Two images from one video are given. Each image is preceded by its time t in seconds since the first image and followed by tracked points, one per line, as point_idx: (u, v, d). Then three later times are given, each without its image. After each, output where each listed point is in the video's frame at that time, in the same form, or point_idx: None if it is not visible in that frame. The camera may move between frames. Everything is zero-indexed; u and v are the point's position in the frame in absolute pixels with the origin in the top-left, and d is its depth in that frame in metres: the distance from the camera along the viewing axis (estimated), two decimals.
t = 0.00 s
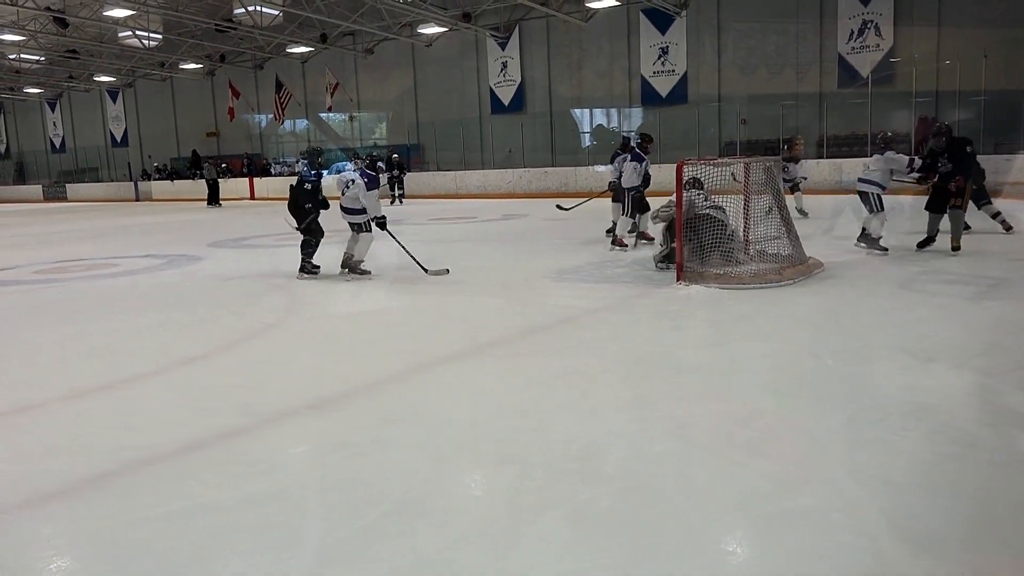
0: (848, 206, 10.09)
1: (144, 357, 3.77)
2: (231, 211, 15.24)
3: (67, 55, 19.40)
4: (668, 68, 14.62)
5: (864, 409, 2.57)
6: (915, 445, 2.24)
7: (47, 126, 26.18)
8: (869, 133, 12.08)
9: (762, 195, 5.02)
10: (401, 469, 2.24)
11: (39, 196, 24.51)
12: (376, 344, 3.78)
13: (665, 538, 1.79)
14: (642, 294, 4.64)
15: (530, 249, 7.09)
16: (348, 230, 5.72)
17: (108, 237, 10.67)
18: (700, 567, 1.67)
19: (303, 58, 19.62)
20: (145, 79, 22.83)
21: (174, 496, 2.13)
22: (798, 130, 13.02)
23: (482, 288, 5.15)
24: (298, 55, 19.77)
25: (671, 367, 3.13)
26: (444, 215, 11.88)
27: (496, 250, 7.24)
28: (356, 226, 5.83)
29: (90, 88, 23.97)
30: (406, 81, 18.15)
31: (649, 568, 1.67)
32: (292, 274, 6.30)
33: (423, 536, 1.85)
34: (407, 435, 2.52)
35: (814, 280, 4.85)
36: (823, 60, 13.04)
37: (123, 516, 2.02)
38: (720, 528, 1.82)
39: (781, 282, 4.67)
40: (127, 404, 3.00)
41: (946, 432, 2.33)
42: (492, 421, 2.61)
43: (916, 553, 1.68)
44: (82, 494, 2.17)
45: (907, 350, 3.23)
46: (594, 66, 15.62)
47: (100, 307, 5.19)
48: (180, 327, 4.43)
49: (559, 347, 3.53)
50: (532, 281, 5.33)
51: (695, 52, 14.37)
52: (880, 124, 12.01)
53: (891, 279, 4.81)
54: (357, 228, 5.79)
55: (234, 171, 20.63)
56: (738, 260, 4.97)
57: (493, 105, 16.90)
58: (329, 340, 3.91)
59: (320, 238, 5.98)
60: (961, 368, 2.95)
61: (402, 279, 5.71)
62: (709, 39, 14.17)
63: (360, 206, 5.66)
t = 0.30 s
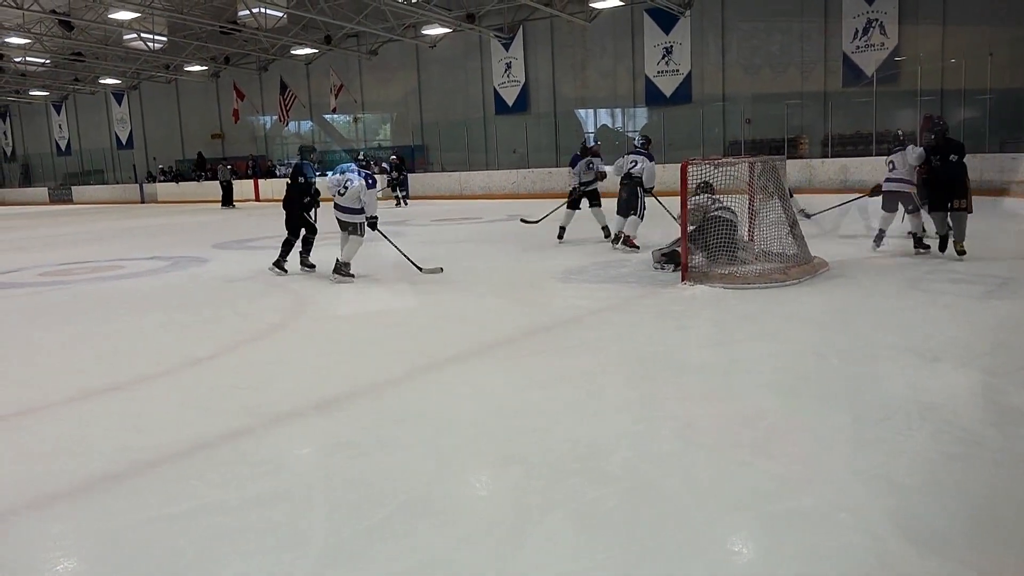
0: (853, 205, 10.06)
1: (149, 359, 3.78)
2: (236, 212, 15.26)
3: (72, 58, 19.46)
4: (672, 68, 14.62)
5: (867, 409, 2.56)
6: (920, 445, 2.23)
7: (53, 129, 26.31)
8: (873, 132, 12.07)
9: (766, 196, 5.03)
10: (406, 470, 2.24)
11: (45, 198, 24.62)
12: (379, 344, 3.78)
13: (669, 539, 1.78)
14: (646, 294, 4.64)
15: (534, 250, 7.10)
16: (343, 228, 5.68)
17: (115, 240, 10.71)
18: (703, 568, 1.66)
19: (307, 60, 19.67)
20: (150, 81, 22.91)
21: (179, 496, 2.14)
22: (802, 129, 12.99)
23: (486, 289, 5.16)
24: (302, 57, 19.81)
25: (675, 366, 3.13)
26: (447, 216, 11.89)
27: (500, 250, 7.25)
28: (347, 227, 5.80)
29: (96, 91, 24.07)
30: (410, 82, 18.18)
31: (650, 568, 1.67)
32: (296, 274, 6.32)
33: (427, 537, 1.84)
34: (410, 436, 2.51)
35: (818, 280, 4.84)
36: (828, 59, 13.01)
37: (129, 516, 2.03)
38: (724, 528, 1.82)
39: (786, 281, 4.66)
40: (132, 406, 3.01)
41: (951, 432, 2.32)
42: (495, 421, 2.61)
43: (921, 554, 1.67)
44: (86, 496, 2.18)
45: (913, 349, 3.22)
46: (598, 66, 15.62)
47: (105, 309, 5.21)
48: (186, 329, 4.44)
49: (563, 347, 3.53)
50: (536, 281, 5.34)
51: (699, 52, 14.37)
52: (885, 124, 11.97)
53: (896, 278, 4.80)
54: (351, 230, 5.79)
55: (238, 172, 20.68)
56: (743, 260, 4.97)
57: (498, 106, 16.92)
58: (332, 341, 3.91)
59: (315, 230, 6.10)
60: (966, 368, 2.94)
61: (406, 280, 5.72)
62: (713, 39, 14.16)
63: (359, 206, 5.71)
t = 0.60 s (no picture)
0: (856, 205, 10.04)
1: (153, 359, 3.79)
2: (239, 213, 15.29)
3: (74, 59, 19.49)
4: (675, 68, 14.63)
5: (872, 409, 2.56)
6: (925, 445, 2.23)
7: (55, 130, 26.36)
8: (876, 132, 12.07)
9: (770, 196, 5.01)
10: (410, 471, 2.24)
11: (48, 199, 24.65)
12: (383, 345, 3.78)
13: (674, 539, 1.78)
14: (650, 294, 4.65)
15: (537, 250, 7.11)
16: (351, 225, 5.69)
17: (119, 241, 10.72)
18: (708, 569, 1.66)
19: (309, 61, 19.70)
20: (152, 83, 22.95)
21: (185, 497, 2.15)
22: (805, 129, 12.98)
23: (489, 289, 5.16)
24: (305, 58, 19.84)
25: (679, 367, 3.13)
26: (450, 216, 11.90)
27: (503, 250, 7.25)
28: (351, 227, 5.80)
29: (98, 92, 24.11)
30: (412, 83, 18.21)
31: (656, 569, 1.67)
32: (300, 275, 6.33)
33: (432, 537, 1.85)
34: (414, 436, 2.52)
35: (822, 279, 4.84)
36: (830, 58, 13.00)
37: (135, 517, 2.03)
38: (729, 528, 1.82)
39: (789, 282, 4.65)
40: (136, 407, 3.02)
41: (957, 431, 2.32)
42: (499, 422, 2.61)
43: (927, 553, 1.67)
44: (92, 497, 2.18)
45: (917, 349, 3.22)
46: (600, 66, 15.62)
47: (108, 310, 5.21)
48: (190, 330, 4.45)
49: (566, 347, 3.53)
50: (539, 281, 5.34)
51: (701, 52, 14.37)
52: (887, 125, 11.92)
53: (900, 278, 4.80)
54: (354, 231, 5.80)
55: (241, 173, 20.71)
56: (746, 261, 4.96)
57: (500, 107, 16.94)
58: (336, 342, 3.92)
59: (305, 235, 6.35)
60: (970, 368, 2.93)
61: (410, 280, 5.73)
62: (716, 39, 14.15)
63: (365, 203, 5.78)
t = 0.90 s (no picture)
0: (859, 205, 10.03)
1: (156, 360, 3.80)
2: (242, 213, 15.32)
3: (77, 59, 19.52)
4: (677, 67, 14.61)
5: (874, 409, 2.56)
6: (927, 445, 2.23)
7: (59, 130, 26.41)
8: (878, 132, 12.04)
9: (774, 194, 4.98)
10: (412, 472, 2.24)
11: (51, 199, 24.70)
12: (385, 346, 3.78)
13: (676, 538, 1.79)
14: (652, 294, 4.65)
15: (539, 250, 7.10)
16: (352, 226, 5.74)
17: (122, 241, 10.73)
18: (709, 569, 1.66)
19: (311, 62, 19.72)
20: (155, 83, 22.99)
21: (187, 497, 2.15)
22: (808, 128, 12.96)
23: (491, 289, 5.16)
24: (307, 58, 19.85)
25: (681, 366, 3.13)
26: (452, 216, 11.90)
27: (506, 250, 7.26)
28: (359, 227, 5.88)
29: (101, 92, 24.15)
30: (414, 83, 18.22)
31: (657, 569, 1.67)
32: (303, 275, 6.33)
33: (433, 538, 1.85)
34: (416, 437, 2.52)
35: (824, 279, 4.83)
36: (833, 57, 12.97)
37: (138, 517, 2.04)
38: (732, 528, 1.82)
39: (791, 282, 4.65)
40: (139, 407, 3.02)
41: (958, 432, 2.32)
42: (501, 422, 2.61)
43: (928, 553, 1.67)
44: (94, 497, 2.19)
45: (919, 349, 3.22)
46: (602, 65, 15.61)
47: (110, 310, 5.22)
48: (192, 330, 4.46)
49: (568, 347, 3.53)
50: (542, 281, 5.34)
51: (703, 52, 14.36)
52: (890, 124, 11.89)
53: (903, 278, 4.79)
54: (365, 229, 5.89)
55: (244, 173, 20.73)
56: (749, 260, 4.95)
57: (502, 107, 16.95)
58: (339, 342, 3.92)
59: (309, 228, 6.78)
60: (972, 368, 2.93)
61: (412, 280, 5.73)
62: (718, 39, 14.13)
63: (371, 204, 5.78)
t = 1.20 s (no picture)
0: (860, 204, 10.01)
1: (156, 360, 3.80)
2: (243, 213, 15.31)
3: (78, 59, 19.53)
4: (678, 67, 14.60)
5: (875, 409, 2.55)
6: (928, 445, 2.22)
7: (60, 130, 26.43)
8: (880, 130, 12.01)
9: (777, 193, 4.97)
10: (413, 471, 2.24)
11: (53, 199, 24.71)
12: (386, 345, 3.78)
13: (678, 538, 1.78)
14: (654, 293, 4.64)
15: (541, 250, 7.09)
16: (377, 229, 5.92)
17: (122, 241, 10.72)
18: (710, 569, 1.66)
19: (313, 61, 19.73)
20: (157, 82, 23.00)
21: (188, 497, 2.15)
22: (810, 128, 12.93)
23: (492, 289, 5.15)
24: (309, 58, 19.86)
25: (682, 366, 3.13)
26: (453, 216, 11.88)
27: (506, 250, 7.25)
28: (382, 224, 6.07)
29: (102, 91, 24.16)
30: (415, 83, 18.22)
31: (659, 569, 1.66)
32: (304, 275, 6.33)
33: (434, 538, 1.84)
34: (417, 437, 2.51)
35: (826, 279, 4.82)
36: (835, 56, 12.93)
37: (139, 517, 2.04)
38: (734, 528, 1.82)
39: (792, 281, 4.63)
40: (140, 407, 3.02)
41: (961, 432, 2.31)
42: (502, 422, 2.61)
43: (929, 553, 1.67)
44: (96, 497, 2.19)
45: (921, 349, 3.21)
46: (603, 64, 15.60)
47: (111, 310, 5.22)
48: (193, 330, 4.45)
49: (569, 347, 3.53)
50: (543, 281, 5.33)
51: (705, 51, 14.34)
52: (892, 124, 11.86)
53: (904, 277, 4.77)
54: (389, 226, 6.09)
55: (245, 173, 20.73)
56: (752, 259, 4.94)
57: (504, 106, 16.94)
58: (340, 341, 3.92)
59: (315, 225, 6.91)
60: (973, 367, 2.93)
61: (413, 280, 5.72)
62: (720, 38, 14.13)
63: (393, 206, 5.93)
